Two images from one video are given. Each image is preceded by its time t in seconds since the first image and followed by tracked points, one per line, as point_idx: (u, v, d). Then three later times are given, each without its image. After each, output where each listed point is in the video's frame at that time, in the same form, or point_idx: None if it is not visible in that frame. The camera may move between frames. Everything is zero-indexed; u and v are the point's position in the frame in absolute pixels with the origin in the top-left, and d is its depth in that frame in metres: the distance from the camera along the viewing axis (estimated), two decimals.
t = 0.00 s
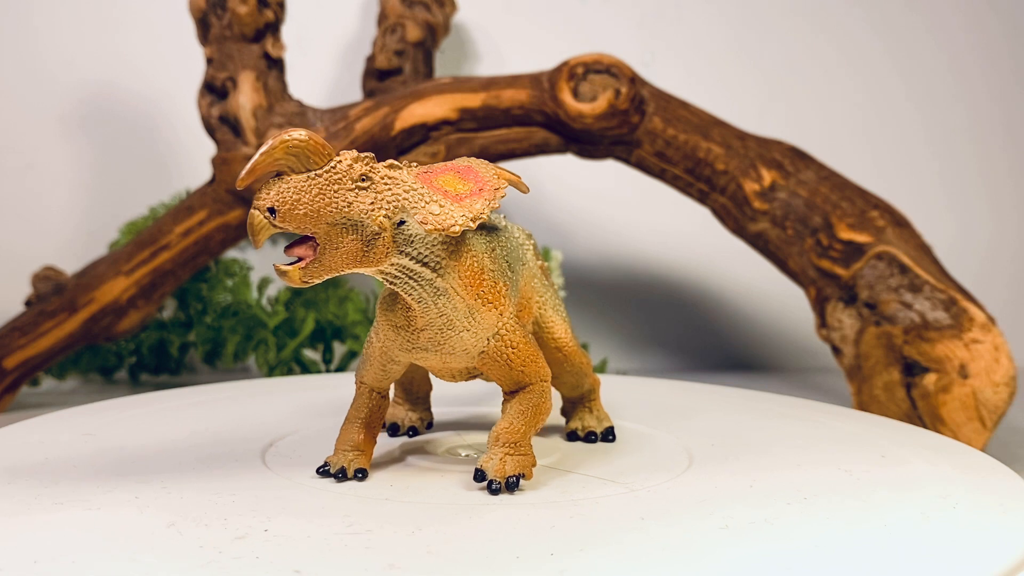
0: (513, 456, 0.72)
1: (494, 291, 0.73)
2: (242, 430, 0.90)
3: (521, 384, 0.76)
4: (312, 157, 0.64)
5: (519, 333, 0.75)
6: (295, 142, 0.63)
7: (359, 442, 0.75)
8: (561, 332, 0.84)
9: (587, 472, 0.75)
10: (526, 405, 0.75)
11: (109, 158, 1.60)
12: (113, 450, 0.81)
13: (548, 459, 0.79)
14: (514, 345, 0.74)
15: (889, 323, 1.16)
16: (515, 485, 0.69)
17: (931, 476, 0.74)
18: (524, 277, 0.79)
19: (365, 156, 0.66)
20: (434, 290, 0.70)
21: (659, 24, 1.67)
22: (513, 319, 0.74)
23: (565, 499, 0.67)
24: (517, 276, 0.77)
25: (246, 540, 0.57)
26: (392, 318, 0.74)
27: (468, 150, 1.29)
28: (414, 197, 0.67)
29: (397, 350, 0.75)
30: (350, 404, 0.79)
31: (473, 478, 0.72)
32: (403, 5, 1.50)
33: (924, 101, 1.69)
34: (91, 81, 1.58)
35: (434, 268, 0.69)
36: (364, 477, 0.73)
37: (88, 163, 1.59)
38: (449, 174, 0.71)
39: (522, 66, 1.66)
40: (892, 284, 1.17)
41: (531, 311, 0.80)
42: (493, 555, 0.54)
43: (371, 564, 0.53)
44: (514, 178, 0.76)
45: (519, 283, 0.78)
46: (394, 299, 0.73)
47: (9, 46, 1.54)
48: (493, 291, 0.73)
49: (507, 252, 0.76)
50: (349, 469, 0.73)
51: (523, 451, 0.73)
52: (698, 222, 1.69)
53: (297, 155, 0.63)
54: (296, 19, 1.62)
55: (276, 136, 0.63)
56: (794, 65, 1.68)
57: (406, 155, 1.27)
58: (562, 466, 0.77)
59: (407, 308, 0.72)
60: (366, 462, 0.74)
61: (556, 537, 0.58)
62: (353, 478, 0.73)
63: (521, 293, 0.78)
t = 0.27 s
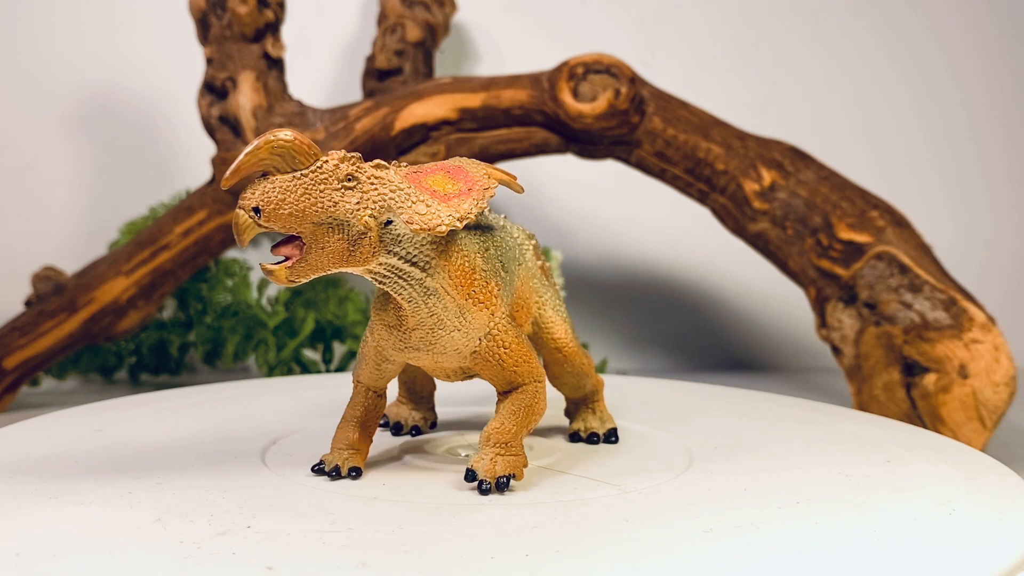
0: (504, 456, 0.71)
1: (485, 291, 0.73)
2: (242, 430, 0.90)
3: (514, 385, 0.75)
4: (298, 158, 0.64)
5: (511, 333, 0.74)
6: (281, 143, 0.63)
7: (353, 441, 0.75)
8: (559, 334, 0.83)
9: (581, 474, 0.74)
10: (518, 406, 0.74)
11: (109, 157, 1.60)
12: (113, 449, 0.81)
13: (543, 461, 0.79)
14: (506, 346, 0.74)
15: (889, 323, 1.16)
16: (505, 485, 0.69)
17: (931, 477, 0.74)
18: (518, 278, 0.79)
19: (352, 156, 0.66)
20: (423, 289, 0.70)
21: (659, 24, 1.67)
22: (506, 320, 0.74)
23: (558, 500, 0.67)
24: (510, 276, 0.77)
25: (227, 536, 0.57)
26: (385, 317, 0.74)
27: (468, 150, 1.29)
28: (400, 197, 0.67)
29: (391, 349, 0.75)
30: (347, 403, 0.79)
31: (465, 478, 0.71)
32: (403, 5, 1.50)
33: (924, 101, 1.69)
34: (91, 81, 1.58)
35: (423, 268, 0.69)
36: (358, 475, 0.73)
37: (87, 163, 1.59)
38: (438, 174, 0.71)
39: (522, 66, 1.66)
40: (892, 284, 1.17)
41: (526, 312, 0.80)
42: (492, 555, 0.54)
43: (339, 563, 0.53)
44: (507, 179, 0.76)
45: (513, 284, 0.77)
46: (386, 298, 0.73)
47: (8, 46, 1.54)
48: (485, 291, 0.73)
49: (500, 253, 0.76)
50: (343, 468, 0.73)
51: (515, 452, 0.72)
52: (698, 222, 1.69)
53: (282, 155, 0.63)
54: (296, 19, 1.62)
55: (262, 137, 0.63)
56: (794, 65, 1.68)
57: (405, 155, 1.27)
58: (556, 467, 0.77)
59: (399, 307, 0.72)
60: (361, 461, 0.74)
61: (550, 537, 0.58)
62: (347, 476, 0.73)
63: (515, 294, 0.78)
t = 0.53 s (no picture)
0: (495, 456, 0.71)
1: (476, 291, 0.73)
2: (243, 429, 0.90)
3: (507, 385, 0.75)
4: (284, 158, 0.64)
5: (504, 333, 0.74)
6: (267, 143, 0.63)
7: (349, 440, 0.76)
8: (557, 334, 0.83)
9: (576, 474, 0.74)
10: (511, 406, 0.74)
11: (109, 158, 1.60)
12: (114, 449, 0.81)
13: (540, 461, 0.79)
14: (498, 346, 0.74)
15: (889, 323, 1.16)
16: (496, 485, 0.68)
17: (931, 477, 0.74)
18: (513, 278, 0.79)
19: (339, 156, 0.66)
20: (413, 289, 0.70)
21: (658, 24, 1.67)
22: (498, 319, 0.74)
23: (551, 500, 0.67)
24: (503, 277, 0.77)
25: (210, 532, 0.57)
26: (378, 318, 0.74)
27: (468, 150, 1.29)
28: (388, 196, 0.67)
29: (384, 349, 0.75)
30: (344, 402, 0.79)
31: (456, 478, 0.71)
32: (403, 5, 1.50)
33: (924, 101, 1.69)
34: (91, 81, 1.58)
35: (412, 267, 0.69)
36: (353, 473, 0.73)
37: (87, 163, 1.59)
38: (428, 174, 0.71)
39: (522, 66, 1.66)
40: (892, 284, 1.17)
41: (522, 312, 0.80)
42: (490, 555, 0.54)
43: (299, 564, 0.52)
44: (501, 180, 0.75)
45: (506, 284, 0.77)
46: (379, 298, 0.73)
47: (9, 46, 1.54)
48: (476, 291, 0.73)
49: (493, 253, 0.76)
50: (337, 466, 0.74)
51: (506, 452, 0.72)
52: (698, 222, 1.69)
53: (268, 155, 0.64)
54: (296, 19, 1.62)
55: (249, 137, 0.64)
56: (793, 65, 1.68)
57: (405, 155, 1.27)
58: (552, 467, 0.77)
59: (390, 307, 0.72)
60: (357, 460, 0.75)
61: (546, 537, 0.58)
62: (341, 474, 0.73)
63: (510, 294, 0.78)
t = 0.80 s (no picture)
0: (485, 456, 0.71)
1: (468, 291, 0.72)
2: (243, 429, 0.89)
3: (500, 385, 0.75)
4: (271, 158, 0.64)
5: (496, 333, 0.74)
6: (254, 143, 0.63)
7: (344, 439, 0.77)
8: (555, 334, 0.83)
9: (571, 475, 0.74)
10: (503, 406, 0.74)
11: (109, 158, 1.60)
12: (113, 449, 0.81)
13: (537, 461, 0.78)
14: (490, 346, 0.74)
15: (889, 323, 1.16)
16: (486, 486, 0.68)
17: (931, 477, 0.74)
18: (508, 278, 0.78)
19: (327, 156, 0.66)
20: (403, 289, 0.70)
21: (658, 24, 1.67)
22: (491, 319, 0.74)
23: (543, 501, 0.67)
24: (497, 277, 0.76)
25: (193, 528, 0.59)
26: (372, 317, 0.74)
27: (468, 150, 1.29)
28: (376, 196, 0.67)
29: (379, 348, 0.75)
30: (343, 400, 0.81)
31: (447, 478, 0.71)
32: (403, 5, 1.50)
33: (923, 101, 1.69)
34: (91, 81, 1.58)
35: (403, 267, 0.69)
36: (347, 472, 0.74)
37: (87, 163, 1.59)
38: (419, 174, 0.71)
39: (522, 66, 1.66)
40: (892, 284, 1.17)
41: (517, 312, 0.80)
42: (490, 556, 0.54)
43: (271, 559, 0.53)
44: (495, 181, 0.76)
45: (500, 284, 0.77)
46: (372, 298, 0.73)
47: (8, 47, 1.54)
48: (467, 290, 0.72)
49: (487, 253, 0.76)
50: (332, 464, 0.74)
51: (497, 452, 0.72)
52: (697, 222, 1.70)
53: (256, 154, 0.64)
54: (296, 19, 1.62)
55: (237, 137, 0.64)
56: (793, 65, 1.68)
57: (405, 155, 1.27)
58: (547, 468, 0.76)
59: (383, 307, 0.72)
60: (352, 459, 0.75)
61: (540, 537, 0.58)
62: (336, 473, 0.74)
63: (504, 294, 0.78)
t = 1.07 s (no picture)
0: (476, 455, 0.71)
1: (459, 291, 0.72)
2: (243, 429, 0.89)
3: (493, 385, 0.75)
4: (259, 158, 0.65)
5: (489, 332, 0.74)
6: (242, 143, 0.64)
7: (341, 437, 0.77)
8: (554, 335, 0.82)
9: (566, 475, 0.74)
10: (496, 406, 0.74)
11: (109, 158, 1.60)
12: (113, 448, 0.81)
13: (534, 462, 0.78)
14: (483, 345, 0.73)
15: (889, 323, 1.16)
16: (476, 486, 0.68)
17: (931, 477, 0.74)
18: (504, 279, 0.78)
19: (316, 156, 0.66)
20: (394, 288, 0.70)
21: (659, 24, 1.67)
22: (484, 319, 0.74)
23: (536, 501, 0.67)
24: (491, 277, 0.76)
25: (180, 523, 0.60)
26: (368, 317, 0.74)
27: (468, 150, 1.29)
28: (364, 196, 0.67)
29: (374, 347, 0.76)
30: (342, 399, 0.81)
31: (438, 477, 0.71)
32: (403, 5, 1.50)
33: (923, 101, 1.69)
34: (92, 81, 1.58)
35: (393, 266, 0.70)
36: (342, 470, 0.74)
37: (87, 163, 1.59)
38: (411, 173, 0.71)
39: (522, 66, 1.66)
40: (892, 284, 1.17)
41: (514, 313, 0.80)
42: (487, 556, 0.54)
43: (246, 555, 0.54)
44: (488, 180, 0.75)
45: (495, 284, 0.77)
46: (366, 297, 0.73)
47: (8, 46, 1.54)
48: (459, 290, 0.72)
49: (481, 254, 0.76)
50: (328, 462, 0.75)
51: (488, 452, 0.72)
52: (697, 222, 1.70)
53: (244, 154, 0.65)
54: (296, 19, 1.62)
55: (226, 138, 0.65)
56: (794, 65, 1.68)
57: (405, 155, 1.27)
58: (543, 468, 0.76)
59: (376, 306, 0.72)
60: (348, 457, 0.76)
61: (534, 537, 0.58)
62: (331, 471, 0.74)
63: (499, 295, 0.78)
